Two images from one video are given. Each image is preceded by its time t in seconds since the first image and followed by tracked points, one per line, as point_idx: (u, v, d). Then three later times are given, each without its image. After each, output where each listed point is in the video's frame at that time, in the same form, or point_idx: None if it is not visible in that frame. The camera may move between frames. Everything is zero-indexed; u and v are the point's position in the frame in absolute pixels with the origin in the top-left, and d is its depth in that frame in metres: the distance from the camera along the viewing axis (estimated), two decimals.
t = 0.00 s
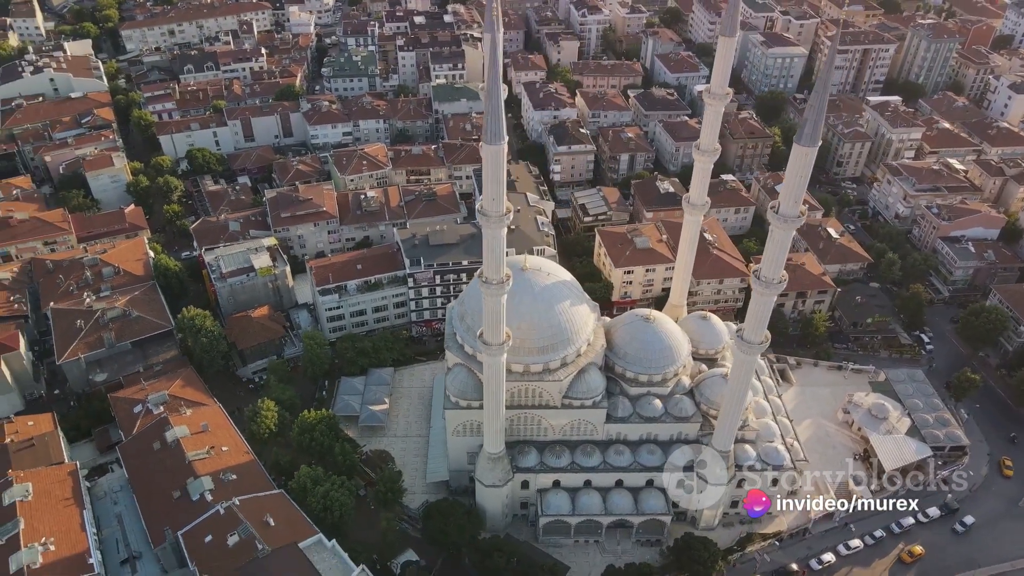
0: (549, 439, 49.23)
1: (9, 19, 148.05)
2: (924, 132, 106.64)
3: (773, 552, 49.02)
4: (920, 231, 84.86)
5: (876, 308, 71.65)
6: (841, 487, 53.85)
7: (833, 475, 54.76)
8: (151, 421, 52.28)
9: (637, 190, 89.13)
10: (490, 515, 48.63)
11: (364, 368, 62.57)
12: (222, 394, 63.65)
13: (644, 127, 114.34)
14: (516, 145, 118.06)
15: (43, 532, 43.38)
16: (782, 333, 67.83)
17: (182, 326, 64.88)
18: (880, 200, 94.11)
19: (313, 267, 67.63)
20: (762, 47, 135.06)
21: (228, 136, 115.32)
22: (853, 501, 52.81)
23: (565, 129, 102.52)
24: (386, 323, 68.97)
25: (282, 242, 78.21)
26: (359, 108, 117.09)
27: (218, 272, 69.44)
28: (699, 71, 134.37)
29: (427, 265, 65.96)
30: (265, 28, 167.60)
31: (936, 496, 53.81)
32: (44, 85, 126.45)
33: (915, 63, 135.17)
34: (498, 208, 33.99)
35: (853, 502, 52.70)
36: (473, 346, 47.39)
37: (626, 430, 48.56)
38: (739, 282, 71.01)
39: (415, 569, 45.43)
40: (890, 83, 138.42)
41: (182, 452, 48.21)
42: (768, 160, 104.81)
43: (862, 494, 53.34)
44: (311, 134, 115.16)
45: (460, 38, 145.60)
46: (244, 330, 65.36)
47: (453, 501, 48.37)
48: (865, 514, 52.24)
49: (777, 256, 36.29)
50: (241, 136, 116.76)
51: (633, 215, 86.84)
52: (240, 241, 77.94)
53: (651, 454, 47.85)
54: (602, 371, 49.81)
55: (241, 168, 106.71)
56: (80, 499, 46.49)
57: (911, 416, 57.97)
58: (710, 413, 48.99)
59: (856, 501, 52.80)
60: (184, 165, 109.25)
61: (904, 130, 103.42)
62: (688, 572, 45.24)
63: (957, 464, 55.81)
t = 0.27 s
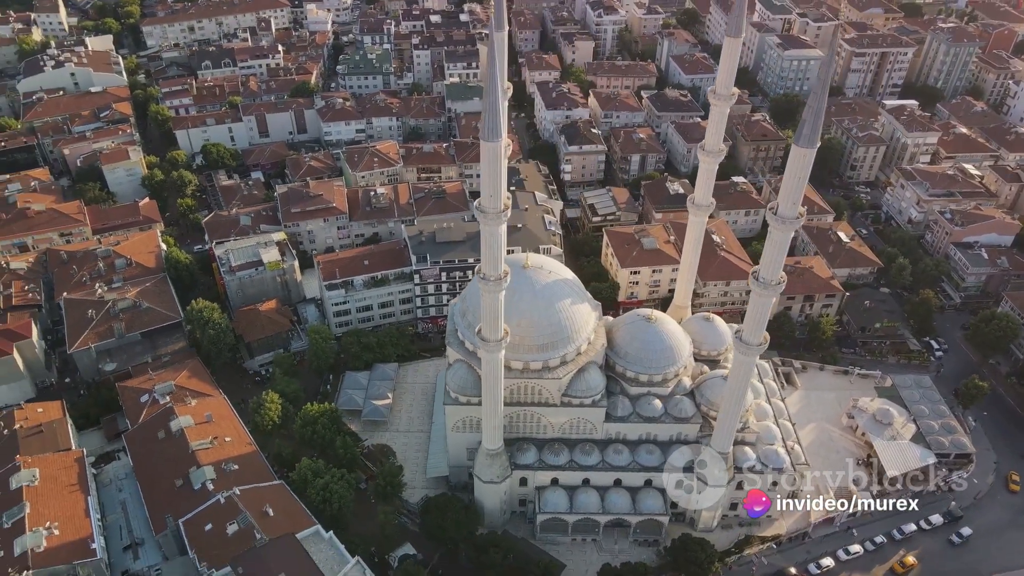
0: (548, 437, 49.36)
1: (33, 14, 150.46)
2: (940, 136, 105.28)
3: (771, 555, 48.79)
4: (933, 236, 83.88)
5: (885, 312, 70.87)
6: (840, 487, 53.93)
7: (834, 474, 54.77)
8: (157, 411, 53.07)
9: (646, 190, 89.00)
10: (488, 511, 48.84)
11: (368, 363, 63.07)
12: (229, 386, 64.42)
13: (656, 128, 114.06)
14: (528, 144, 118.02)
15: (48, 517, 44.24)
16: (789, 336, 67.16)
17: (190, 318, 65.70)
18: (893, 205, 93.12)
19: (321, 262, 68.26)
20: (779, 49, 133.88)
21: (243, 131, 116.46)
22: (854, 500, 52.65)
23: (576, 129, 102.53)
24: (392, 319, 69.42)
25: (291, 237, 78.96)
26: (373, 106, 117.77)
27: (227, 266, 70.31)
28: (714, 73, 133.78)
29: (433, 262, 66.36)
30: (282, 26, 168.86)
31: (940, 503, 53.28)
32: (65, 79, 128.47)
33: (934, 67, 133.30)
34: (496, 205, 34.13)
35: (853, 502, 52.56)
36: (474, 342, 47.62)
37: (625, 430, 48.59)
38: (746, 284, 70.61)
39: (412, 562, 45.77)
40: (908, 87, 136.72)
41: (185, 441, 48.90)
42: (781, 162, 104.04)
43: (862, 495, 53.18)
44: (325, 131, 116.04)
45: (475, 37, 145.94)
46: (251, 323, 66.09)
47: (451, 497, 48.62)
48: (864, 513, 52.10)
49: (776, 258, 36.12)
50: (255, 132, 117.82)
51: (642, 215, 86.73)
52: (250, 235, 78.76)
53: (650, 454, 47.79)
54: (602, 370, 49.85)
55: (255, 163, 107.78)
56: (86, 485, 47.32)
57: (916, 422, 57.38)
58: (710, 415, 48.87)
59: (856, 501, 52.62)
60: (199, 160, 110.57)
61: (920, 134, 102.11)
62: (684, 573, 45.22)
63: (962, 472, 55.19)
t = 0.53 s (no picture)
0: (548, 435, 49.46)
1: (57, 10, 152.91)
2: (957, 141, 103.89)
3: (770, 559, 48.57)
4: (946, 241, 82.90)
5: (894, 317, 70.13)
6: (841, 487, 53.78)
7: (834, 475, 54.73)
8: (163, 400, 53.83)
9: (656, 191, 88.81)
10: (486, 507, 49.04)
11: (373, 358, 63.54)
12: (235, 377, 65.17)
13: (669, 130, 113.78)
14: (540, 144, 118.01)
15: (54, 502, 45.01)
16: (795, 340, 66.68)
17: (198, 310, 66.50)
18: (907, 209, 92.10)
19: (328, 257, 68.84)
20: (795, 51, 132.67)
21: (257, 127, 117.56)
22: (853, 500, 52.50)
23: (587, 129, 102.50)
24: (398, 315, 69.85)
25: (301, 232, 79.70)
26: (386, 104, 118.44)
27: (237, 259, 71.13)
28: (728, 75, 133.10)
29: (439, 259, 66.74)
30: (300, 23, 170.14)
31: (943, 511, 52.77)
32: (86, 74, 130.37)
33: (953, 70, 131.35)
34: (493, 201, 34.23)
35: (853, 501, 52.40)
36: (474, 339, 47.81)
37: (625, 429, 48.59)
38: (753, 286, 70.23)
39: (409, 555, 46.05)
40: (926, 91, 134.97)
41: (190, 432, 49.60)
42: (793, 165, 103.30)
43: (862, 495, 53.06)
44: (338, 128, 116.90)
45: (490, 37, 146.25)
46: (259, 316, 66.81)
47: (450, 492, 48.86)
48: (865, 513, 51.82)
49: (775, 259, 36.01)
50: (270, 128, 118.80)
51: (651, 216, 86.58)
52: (260, 229, 79.56)
53: (649, 454, 47.74)
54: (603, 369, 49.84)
55: (269, 159, 108.84)
56: (91, 472, 48.05)
57: (922, 428, 56.78)
58: (710, 416, 48.73)
59: (855, 500, 52.46)
60: (213, 155, 111.83)
61: (937, 138, 100.79)
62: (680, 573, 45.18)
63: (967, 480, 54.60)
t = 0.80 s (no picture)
0: (547, 433, 49.58)
1: (80, 6, 155.24)
2: (974, 147, 102.49)
3: (768, 562, 48.40)
4: (959, 247, 81.89)
5: (902, 323, 69.40)
6: (841, 487, 53.70)
7: (834, 475, 54.62)
8: (170, 390, 54.64)
9: (666, 192, 88.58)
10: (484, 503, 49.25)
11: (378, 353, 63.99)
12: (242, 370, 65.93)
13: (681, 131, 113.41)
14: (552, 144, 117.99)
15: (60, 488, 45.82)
16: (802, 343, 66.25)
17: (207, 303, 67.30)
18: (920, 214, 91.05)
19: (336, 252, 69.42)
20: (811, 54, 131.50)
21: (272, 123, 118.65)
22: (853, 500, 52.42)
23: (599, 129, 102.39)
24: (405, 311, 70.24)
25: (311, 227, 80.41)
26: (400, 102, 119.04)
27: (246, 253, 71.93)
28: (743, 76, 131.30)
29: (446, 256, 67.10)
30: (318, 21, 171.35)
31: (946, 519, 52.27)
32: (106, 68, 132.23)
33: (972, 75, 129.50)
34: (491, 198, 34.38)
35: (853, 502, 52.26)
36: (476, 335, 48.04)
37: (624, 428, 48.60)
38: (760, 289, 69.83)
39: (407, 548, 46.38)
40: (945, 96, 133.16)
41: (194, 422, 50.29)
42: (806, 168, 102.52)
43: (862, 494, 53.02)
44: (351, 125, 117.68)
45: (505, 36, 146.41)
46: (266, 310, 67.51)
47: (449, 488, 49.13)
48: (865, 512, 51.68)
49: (774, 260, 35.88)
50: (284, 124, 119.82)
51: (660, 217, 86.38)
52: (271, 224, 80.34)
53: (648, 454, 47.71)
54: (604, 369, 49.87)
55: (282, 155, 109.84)
56: (97, 459, 48.84)
57: (927, 434, 56.19)
58: (710, 417, 48.59)
59: (856, 500, 52.37)
60: (228, 150, 113.06)
61: (953, 143, 99.47)
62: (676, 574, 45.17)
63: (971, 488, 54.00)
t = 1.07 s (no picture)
0: (547, 430, 49.71)
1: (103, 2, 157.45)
2: (990, 152, 101.11)
3: (766, 565, 48.21)
4: (971, 253, 80.90)
5: (911, 328, 68.72)
6: (841, 486, 53.82)
7: (835, 477, 54.45)
8: (176, 380, 55.41)
9: (675, 193, 88.35)
10: (482, 498, 49.48)
11: (383, 349, 64.49)
12: (249, 362, 66.71)
13: (694, 132, 112.99)
14: (564, 143, 117.97)
15: (65, 474, 46.61)
16: (807, 347, 65.87)
17: (216, 295, 68.03)
18: (934, 219, 90.01)
19: (343, 248, 69.96)
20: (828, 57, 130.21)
21: (286, 119, 119.68)
22: (853, 499, 52.66)
23: (610, 130, 102.26)
24: (411, 308, 70.72)
25: (320, 222, 81.13)
26: (413, 99, 119.56)
27: (256, 247, 72.77)
28: (761, 78, 128.22)
29: (452, 253, 67.58)
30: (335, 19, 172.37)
31: (949, 527, 51.74)
32: (125, 63, 134.02)
33: (992, 80, 127.62)
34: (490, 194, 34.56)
35: (853, 501, 52.48)
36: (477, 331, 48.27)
37: (623, 427, 48.62)
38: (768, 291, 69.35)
39: (404, 542, 46.68)
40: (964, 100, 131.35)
41: (198, 412, 50.96)
42: (819, 171, 101.70)
43: (862, 494, 53.25)
44: (365, 122, 118.41)
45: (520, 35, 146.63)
46: (274, 303, 68.22)
47: (448, 482, 49.38)
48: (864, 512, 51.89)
49: (772, 260, 35.86)
50: (299, 120, 120.77)
51: (669, 217, 86.17)
52: (281, 219, 81.10)
53: (646, 454, 47.69)
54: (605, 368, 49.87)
55: (296, 151, 110.84)
56: (103, 446, 49.60)
57: (932, 441, 55.61)
58: (710, 419, 48.47)
59: (855, 500, 52.62)
60: (242, 145, 114.25)
61: (969, 148, 98.11)
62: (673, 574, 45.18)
63: (977, 496, 53.35)
